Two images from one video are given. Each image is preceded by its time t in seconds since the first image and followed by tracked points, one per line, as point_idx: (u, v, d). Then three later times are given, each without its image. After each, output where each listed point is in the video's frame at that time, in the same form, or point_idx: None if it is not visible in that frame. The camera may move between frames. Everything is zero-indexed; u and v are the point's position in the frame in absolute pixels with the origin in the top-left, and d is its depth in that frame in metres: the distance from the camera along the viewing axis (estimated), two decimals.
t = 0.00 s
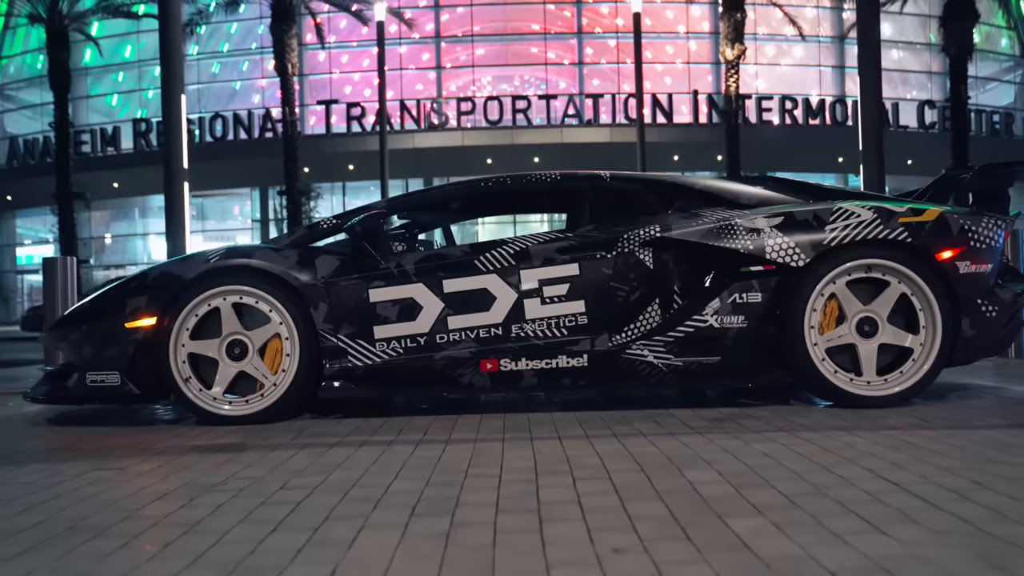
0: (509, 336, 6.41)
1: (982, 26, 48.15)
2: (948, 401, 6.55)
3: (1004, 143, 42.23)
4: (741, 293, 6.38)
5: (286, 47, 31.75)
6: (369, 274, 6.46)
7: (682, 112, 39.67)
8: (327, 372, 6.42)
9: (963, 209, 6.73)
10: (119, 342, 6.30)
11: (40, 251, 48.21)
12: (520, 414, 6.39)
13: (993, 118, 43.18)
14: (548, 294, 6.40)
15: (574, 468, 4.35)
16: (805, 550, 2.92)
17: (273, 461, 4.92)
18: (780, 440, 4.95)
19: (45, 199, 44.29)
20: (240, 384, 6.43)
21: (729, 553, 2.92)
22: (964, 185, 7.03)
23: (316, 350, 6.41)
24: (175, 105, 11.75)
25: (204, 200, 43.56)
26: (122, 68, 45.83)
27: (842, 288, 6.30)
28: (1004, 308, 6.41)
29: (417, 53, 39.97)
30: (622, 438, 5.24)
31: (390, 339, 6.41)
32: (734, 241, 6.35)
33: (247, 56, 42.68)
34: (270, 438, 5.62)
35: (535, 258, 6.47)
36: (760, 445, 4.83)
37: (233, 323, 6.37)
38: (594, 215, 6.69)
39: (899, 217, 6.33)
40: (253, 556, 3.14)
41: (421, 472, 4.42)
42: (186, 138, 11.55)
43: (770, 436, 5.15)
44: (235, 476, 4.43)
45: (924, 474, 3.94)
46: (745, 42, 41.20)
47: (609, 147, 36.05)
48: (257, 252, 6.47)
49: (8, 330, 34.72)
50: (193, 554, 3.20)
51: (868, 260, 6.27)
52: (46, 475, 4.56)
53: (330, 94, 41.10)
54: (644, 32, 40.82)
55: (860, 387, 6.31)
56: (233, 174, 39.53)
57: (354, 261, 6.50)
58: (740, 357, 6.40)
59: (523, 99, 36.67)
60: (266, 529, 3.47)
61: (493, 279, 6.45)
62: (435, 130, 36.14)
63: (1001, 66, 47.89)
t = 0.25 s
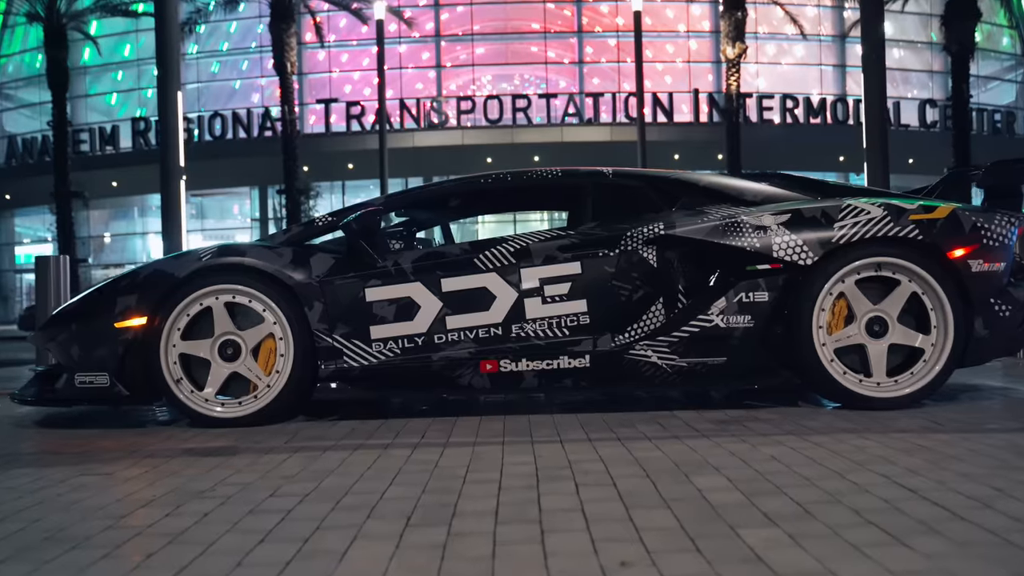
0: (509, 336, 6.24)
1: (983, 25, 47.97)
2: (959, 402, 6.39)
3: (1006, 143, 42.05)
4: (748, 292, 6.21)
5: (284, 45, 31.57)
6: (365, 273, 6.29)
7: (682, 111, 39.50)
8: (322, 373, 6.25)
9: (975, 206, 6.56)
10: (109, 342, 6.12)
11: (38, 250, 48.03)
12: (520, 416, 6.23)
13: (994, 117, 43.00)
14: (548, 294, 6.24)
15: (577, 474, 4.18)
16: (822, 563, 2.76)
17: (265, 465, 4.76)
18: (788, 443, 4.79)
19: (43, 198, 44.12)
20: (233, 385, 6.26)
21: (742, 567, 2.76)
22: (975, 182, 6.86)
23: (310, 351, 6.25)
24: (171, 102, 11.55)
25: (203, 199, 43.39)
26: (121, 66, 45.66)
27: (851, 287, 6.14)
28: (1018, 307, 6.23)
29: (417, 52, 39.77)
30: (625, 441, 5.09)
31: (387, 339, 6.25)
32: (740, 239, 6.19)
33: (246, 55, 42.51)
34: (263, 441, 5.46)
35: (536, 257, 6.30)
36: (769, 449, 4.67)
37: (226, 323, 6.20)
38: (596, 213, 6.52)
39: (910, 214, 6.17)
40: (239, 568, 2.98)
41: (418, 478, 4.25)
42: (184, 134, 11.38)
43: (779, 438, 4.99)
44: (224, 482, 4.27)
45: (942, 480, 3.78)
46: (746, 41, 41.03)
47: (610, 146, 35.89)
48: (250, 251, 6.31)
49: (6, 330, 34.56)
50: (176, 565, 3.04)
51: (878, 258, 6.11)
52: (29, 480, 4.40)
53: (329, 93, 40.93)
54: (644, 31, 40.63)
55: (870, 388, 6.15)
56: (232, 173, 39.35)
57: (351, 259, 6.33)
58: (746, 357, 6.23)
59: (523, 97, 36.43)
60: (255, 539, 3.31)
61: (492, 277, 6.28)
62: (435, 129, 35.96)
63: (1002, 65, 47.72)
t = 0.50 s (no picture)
0: (509, 336, 6.07)
1: (984, 24, 47.77)
2: (972, 404, 6.21)
3: (1008, 142, 41.86)
4: (754, 290, 6.03)
5: (283, 44, 31.38)
6: (360, 271, 6.11)
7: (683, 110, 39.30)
8: (316, 375, 6.07)
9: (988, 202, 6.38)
10: (96, 343, 5.94)
11: (37, 250, 47.85)
12: (520, 419, 6.05)
13: (996, 116, 42.80)
14: (548, 292, 6.06)
15: (579, 480, 4.00)
16: None
17: (255, 471, 4.58)
18: (798, 448, 4.61)
19: (41, 198, 43.94)
20: (225, 387, 6.08)
21: None
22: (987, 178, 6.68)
23: (304, 352, 6.07)
24: (167, 99, 11.34)
25: (202, 199, 43.20)
26: (121, 65, 45.48)
27: (861, 286, 5.97)
28: None
29: (418, 51, 39.50)
30: (629, 445, 4.91)
31: (383, 339, 6.07)
32: (746, 236, 6.01)
33: (245, 54, 42.32)
34: (254, 445, 5.28)
35: (537, 254, 6.12)
36: (779, 454, 4.49)
37: (217, 322, 6.02)
38: (598, 209, 6.34)
39: (921, 210, 5.99)
40: None
41: (413, 485, 4.08)
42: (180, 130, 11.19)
43: (788, 442, 4.81)
44: (211, 489, 4.10)
45: (962, 488, 3.60)
46: (747, 40, 40.83)
47: (610, 145, 35.70)
48: (241, 248, 6.12)
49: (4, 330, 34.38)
50: None
51: (888, 256, 5.94)
52: (8, 487, 4.22)
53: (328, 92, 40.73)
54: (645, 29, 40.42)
55: (880, 390, 5.97)
56: (231, 172, 39.16)
57: (346, 257, 6.16)
58: (753, 358, 6.06)
59: (523, 97, 35.98)
60: (240, 551, 3.13)
61: (491, 276, 6.10)
62: (434, 128, 35.75)
63: (1004, 64, 47.53)
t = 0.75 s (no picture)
0: (508, 336, 5.89)
1: (986, 23, 47.60)
2: (985, 406, 6.03)
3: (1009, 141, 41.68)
4: (762, 289, 5.85)
5: (282, 42, 31.16)
6: (355, 269, 5.94)
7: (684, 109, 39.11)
8: (310, 376, 5.90)
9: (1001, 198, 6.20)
10: (84, 343, 5.76)
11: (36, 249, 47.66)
12: (520, 421, 5.88)
13: (997, 115, 42.62)
14: (549, 291, 5.89)
15: (582, 487, 3.83)
16: None
17: (244, 476, 4.41)
18: (809, 452, 4.43)
19: (39, 197, 43.76)
20: (216, 388, 5.91)
21: None
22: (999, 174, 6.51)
23: (297, 352, 5.90)
24: (163, 96, 11.11)
25: (201, 198, 43.02)
26: (120, 64, 45.28)
27: (871, 284, 5.79)
28: None
29: (418, 50, 39.33)
30: (633, 449, 4.74)
31: (379, 340, 5.90)
32: (753, 233, 5.84)
33: (244, 53, 42.12)
34: (246, 449, 5.11)
35: (538, 252, 5.95)
36: (789, 458, 4.32)
37: (208, 322, 5.85)
38: (600, 206, 6.17)
39: (933, 206, 5.82)
40: None
41: (409, 492, 3.91)
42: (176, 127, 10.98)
43: (799, 446, 4.64)
44: (197, 496, 3.93)
45: (984, 496, 3.43)
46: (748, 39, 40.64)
47: (611, 144, 35.53)
48: (233, 246, 5.94)
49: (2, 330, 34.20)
50: None
51: (899, 253, 5.76)
52: None
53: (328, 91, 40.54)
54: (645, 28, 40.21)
55: (891, 391, 5.80)
56: (230, 171, 38.99)
57: (341, 255, 5.98)
58: (760, 359, 5.88)
59: (524, 95, 35.91)
60: (224, 564, 2.97)
61: (491, 274, 5.93)
62: (434, 126, 35.58)
63: (1005, 63, 47.34)
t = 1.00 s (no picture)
0: (507, 336, 5.73)
1: (988, 21, 47.41)
2: (998, 408, 5.86)
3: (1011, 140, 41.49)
4: (768, 287, 5.69)
5: (281, 40, 30.93)
6: (350, 267, 5.77)
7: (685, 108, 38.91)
8: (303, 377, 5.73)
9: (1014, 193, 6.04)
10: (70, 343, 5.60)
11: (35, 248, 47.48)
12: (520, 423, 5.71)
13: (999, 113, 42.43)
14: (549, 289, 5.73)
15: (584, 493, 3.66)
16: None
17: (233, 481, 4.25)
18: (820, 455, 4.27)
19: (37, 196, 43.57)
20: (206, 389, 5.74)
21: None
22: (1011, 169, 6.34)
23: (290, 352, 5.73)
24: (158, 93, 10.91)
25: (201, 197, 42.85)
26: (119, 63, 45.08)
27: (881, 282, 5.63)
28: None
29: (417, 49, 39.15)
30: (636, 452, 4.57)
31: (375, 339, 5.73)
32: (760, 230, 5.68)
33: (243, 51, 41.92)
34: (236, 452, 4.94)
35: (537, 249, 5.79)
36: (800, 463, 4.15)
37: (199, 321, 5.68)
38: (602, 202, 6.00)
39: (945, 202, 5.65)
40: None
41: (403, 498, 3.74)
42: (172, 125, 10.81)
43: (809, 449, 4.47)
44: (182, 503, 3.76)
45: (1007, 503, 3.27)
46: (750, 38, 40.44)
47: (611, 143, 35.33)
48: (224, 243, 5.78)
49: None
50: None
51: (910, 250, 5.60)
52: None
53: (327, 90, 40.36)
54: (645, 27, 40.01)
55: (901, 393, 5.63)
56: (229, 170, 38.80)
57: (335, 252, 5.82)
58: (767, 359, 5.71)
59: (524, 94, 35.73)
60: None
61: (489, 272, 5.76)
62: (433, 125, 35.38)
63: (1007, 61, 47.15)
